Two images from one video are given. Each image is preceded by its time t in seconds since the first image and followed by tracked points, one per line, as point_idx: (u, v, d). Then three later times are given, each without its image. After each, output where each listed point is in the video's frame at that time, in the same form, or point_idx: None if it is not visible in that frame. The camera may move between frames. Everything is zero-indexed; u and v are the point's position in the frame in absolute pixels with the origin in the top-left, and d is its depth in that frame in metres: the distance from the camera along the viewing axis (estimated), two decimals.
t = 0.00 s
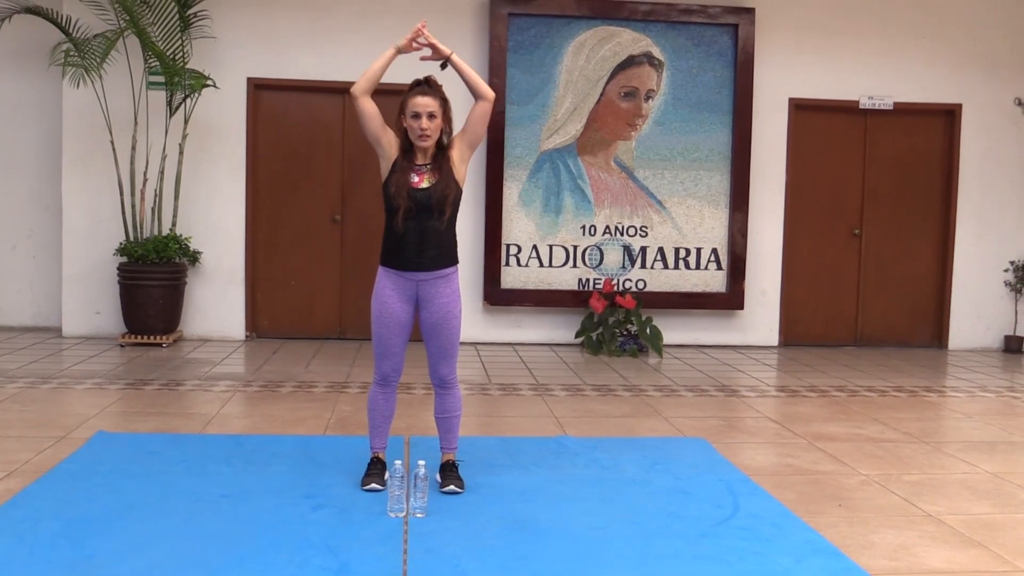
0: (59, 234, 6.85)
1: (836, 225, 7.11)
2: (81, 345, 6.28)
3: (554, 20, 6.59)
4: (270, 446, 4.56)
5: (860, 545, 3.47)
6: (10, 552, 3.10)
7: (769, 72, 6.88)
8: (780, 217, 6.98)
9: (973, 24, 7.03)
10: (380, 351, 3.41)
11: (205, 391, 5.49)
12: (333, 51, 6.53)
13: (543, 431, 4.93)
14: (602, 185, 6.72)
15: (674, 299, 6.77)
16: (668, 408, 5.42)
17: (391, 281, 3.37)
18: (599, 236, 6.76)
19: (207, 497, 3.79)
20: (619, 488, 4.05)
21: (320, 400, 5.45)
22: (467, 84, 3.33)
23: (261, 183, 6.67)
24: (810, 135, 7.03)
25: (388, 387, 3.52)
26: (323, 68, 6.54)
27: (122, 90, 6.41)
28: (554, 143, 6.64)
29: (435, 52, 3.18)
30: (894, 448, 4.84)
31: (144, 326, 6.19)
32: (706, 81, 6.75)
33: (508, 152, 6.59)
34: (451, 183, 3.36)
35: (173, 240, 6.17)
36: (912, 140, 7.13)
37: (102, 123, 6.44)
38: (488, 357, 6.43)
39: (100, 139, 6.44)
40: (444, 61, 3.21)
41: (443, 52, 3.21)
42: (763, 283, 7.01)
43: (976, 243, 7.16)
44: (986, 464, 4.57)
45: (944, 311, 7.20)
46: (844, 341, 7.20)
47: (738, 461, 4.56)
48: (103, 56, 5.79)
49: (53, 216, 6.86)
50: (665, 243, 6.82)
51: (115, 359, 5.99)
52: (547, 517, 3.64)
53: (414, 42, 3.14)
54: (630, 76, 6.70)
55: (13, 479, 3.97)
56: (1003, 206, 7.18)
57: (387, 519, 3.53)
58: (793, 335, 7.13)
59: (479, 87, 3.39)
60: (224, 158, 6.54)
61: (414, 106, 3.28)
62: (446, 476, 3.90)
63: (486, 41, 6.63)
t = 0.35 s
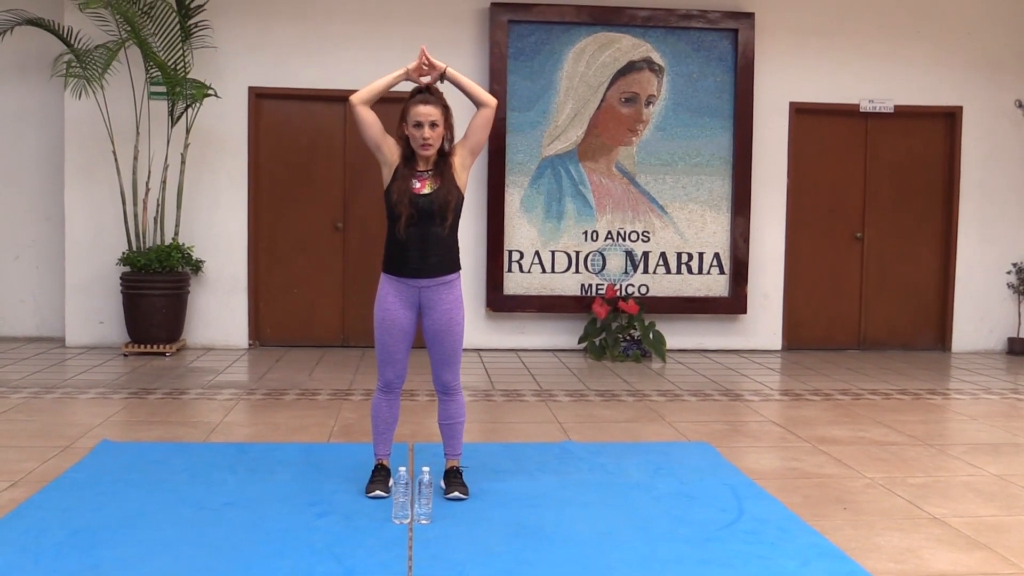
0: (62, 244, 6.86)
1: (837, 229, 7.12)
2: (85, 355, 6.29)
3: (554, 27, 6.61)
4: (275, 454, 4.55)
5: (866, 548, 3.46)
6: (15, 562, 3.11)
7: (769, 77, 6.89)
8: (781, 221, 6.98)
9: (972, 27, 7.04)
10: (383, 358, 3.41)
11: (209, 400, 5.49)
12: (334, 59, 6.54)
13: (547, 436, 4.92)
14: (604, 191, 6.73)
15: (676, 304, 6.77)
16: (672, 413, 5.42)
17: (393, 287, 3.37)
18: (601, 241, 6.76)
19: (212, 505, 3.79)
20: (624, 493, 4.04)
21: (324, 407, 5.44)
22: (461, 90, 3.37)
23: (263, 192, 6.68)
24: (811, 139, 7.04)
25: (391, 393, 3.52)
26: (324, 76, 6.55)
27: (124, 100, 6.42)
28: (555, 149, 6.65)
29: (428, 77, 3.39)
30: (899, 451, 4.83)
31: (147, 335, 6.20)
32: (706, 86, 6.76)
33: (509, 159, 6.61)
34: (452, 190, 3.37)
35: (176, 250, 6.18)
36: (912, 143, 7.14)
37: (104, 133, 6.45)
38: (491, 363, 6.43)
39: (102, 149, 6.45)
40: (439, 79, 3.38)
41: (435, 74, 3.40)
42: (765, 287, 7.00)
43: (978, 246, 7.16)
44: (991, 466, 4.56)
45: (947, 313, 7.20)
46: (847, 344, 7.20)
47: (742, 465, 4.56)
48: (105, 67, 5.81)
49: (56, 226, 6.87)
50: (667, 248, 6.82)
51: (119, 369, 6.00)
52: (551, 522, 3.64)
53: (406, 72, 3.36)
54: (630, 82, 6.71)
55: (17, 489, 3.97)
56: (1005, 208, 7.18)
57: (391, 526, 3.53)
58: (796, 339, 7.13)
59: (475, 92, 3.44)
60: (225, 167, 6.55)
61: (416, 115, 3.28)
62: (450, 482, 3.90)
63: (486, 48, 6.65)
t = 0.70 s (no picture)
0: (64, 243, 6.87)
1: (839, 232, 7.11)
2: (86, 355, 6.29)
3: (557, 28, 6.60)
4: (275, 455, 4.56)
5: (866, 552, 3.46)
6: (16, 562, 3.11)
7: (772, 79, 6.88)
8: (783, 223, 6.97)
9: (975, 29, 7.03)
10: (384, 360, 3.41)
11: (210, 400, 5.49)
12: (336, 60, 6.54)
13: (547, 438, 4.93)
14: (606, 193, 6.72)
15: (678, 306, 6.76)
16: (673, 415, 5.42)
17: (394, 289, 3.37)
18: (603, 243, 6.76)
19: (213, 506, 3.79)
20: (624, 495, 4.04)
21: (324, 408, 5.45)
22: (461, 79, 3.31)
23: (265, 192, 6.69)
24: (813, 141, 7.02)
25: (392, 395, 3.52)
26: (326, 77, 6.55)
27: (126, 100, 6.42)
28: (557, 150, 6.65)
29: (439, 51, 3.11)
30: (900, 454, 4.83)
31: (149, 335, 6.20)
32: (708, 88, 6.76)
33: (511, 160, 6.60)
34: (454, 189, 3.36)
35: (178, 250, 6.19)
36: (915, 145, 7.12)
37: (106, 132, 6.46)
38: (492, 364, 6.43)
39: (104, 149, 6.46)
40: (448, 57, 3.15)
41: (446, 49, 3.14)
42: (767, 290, 7.00)
43: (980, 249, 7.15)
44: (992, 470, 4.56)
45: (948, 317, 7.18)
46: (848, 347, 7.19)
47: (743, 468, 4.55)
48: (107, 66, 5.80)
49: (58, 225, 6.88)
50: (668, 250, 6.82)
51: (120, 368, 6.01)
52: (552, 525, 3.64)
53: (414, 46, 3.07)
54: (633, 84, 6.70)
55: (19, 489, 3.97)
56: (1007, 211, 7.17)
57: (392, 527, 3.53)
58: (797, 342, 7.12)
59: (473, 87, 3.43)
60: (227, 167, 6.55)
61: (418, 113, 3.28)
62: (451, 484, 3.90)
63: (488, 49, 6.64)
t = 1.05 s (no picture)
0: (54, 260, 6.84)
1: (829, 258, 7.13)
2: (74, 373, 6.26)
3: (550, 51, 6.63)
4: (262, 475, 4.53)
5: None
6: None
7: (764, 105, 6.92)
8: (774, 248, 6.99)
9: (965, 57, 7.09)
10: (372, 381, 3.39)
11: (197, 419, 5.46)
12: (330, 81, 6.56)
13: (536, 461, 4.91)
14: (597, 217, 6.74)
15: (668, 331, 6.76)
16: (662, 439, 5.41)
17: (383, 310, 3.36)
18: (593, 266, 6.76)
19: (197, 527, 3.76)
20: (612, 520, 4.03)
21: (312, 429, 5.42)
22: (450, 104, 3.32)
23: (256, 212, 6.68)
24: (804, 167, 7.06)
25: (380, 416, 3.50)
26: (320, 97, 6.57)
27: (119, 117, 6.43)
28: (549, 173, 6.67)
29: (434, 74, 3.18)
30: (888, 481, 4.82)
31: (137, 353, 6.17)
32: (700, 113, 6.79)
33: (503, 183, 6.62)
34: (445, 208, 3.37)
35: (168, 268, 6.18)
36: (904, 172, 7.16)
37: (98, 149, 6.45)
38: (482, 387, 6.41)
39: (97, 166, 6.45)
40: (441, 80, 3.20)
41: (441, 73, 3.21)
42: (757, 315, 7.00)
43: (970, 275, 7.18)
44: (980, 498, 4.55)
45: (937, 344, 7.20)
46: (838, 373, 7.19)
47: (731, 494, 4.54)
48: (101, 84, 5.79)
49: (48, 242, 6.86)
50: (659, 274, 6.83)
51: (108, 386, 5.97)
52: (538, 549, 3.62)
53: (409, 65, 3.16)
54: (625, 108, 6.74)
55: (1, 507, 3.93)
56: (997, 239, 7.20)
57: (378, 550, 3.50)
58: (787, 367, 7.13)
59: (457, 106, 3.43)
60: (219, 186, 6.55)
61: (410, 140, 3.28)
62: (438, 507, 3.87)
63: (481, 72, 6.67)
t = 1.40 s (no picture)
0: (55, 273, 6.84)
1: (830, 280, 7.13)
2: (73, 386, 6.24)
3: (553, 71, 6.65)
4: (260, 492, 4.51)
5: None
6: None
7: (766, 126, 6.94)
8: (775, 269, 7.00)
9: (966, 80, 7.12)
10: (372, 397, 3.37)
11: (196, 435, 5.44)
12: (333, 98, 6.58)
13: (535, 481, 4.89)
14: (598, 236, 6.74)
15: (668, 351, 6.75)
16: (662, 460, 5.39)
17: (384, 326, 3.35)
18: (594, 285, 6.76)
19: (195, 543, 3.74)
20: (612, 541, 4.01)
21: (311, 445, 5.40)
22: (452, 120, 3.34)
23: (258, 228, 6.69)
24: (805, 189, 7.07)
25: (380, 434, 3.47)
26: (323, 114, 6.58)
27: (123, 131, 6.44)
28: (551, 193, 6.67)
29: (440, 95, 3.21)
30: (889, 504, 4.81)
31: (136, 367, 6.16)
32: (702, 134, 6.81)
33: (505, 201, 6.63)
34: (446, 226, 3.36)
35: (168, 282, 6.17)
36: (905, 195, 7.18)
37: (100, 163, 6.46)
38: (481, 405, 6.39)
39: (99, 181, 6.46)
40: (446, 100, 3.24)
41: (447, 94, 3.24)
42: (758, 336, 6.99)
43: (970, 298, 7.18)
44: (981, 522, 4.54)
45: (938, 367, 7.19)
46: (838, 395, 7.19)
47: (732, 515, 4.52)
48: (105, 98, 5.80)
49: (49, 255, 6.85)
50: (660, 293, 6.82)
51: (107, 400, 5.95)
52: (538, 569, 3.60)
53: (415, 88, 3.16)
54: (627, 128, 6.75)
55: None
56: (998, 262, 7.21)
57: (376, 569, 3.47)
58: (788, 388, 7.12)
59: (462, 125, 3.46)
60: (221, 201, 6.55)
61: (413, 156, 3.27)
62: (437, 525, 3.85)
63: (484, 90, 6.69)
